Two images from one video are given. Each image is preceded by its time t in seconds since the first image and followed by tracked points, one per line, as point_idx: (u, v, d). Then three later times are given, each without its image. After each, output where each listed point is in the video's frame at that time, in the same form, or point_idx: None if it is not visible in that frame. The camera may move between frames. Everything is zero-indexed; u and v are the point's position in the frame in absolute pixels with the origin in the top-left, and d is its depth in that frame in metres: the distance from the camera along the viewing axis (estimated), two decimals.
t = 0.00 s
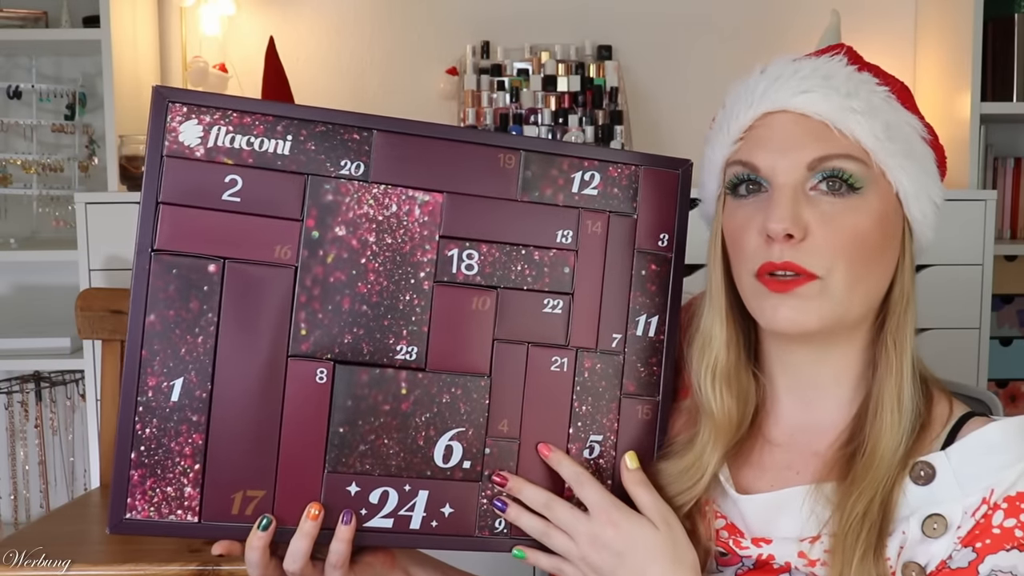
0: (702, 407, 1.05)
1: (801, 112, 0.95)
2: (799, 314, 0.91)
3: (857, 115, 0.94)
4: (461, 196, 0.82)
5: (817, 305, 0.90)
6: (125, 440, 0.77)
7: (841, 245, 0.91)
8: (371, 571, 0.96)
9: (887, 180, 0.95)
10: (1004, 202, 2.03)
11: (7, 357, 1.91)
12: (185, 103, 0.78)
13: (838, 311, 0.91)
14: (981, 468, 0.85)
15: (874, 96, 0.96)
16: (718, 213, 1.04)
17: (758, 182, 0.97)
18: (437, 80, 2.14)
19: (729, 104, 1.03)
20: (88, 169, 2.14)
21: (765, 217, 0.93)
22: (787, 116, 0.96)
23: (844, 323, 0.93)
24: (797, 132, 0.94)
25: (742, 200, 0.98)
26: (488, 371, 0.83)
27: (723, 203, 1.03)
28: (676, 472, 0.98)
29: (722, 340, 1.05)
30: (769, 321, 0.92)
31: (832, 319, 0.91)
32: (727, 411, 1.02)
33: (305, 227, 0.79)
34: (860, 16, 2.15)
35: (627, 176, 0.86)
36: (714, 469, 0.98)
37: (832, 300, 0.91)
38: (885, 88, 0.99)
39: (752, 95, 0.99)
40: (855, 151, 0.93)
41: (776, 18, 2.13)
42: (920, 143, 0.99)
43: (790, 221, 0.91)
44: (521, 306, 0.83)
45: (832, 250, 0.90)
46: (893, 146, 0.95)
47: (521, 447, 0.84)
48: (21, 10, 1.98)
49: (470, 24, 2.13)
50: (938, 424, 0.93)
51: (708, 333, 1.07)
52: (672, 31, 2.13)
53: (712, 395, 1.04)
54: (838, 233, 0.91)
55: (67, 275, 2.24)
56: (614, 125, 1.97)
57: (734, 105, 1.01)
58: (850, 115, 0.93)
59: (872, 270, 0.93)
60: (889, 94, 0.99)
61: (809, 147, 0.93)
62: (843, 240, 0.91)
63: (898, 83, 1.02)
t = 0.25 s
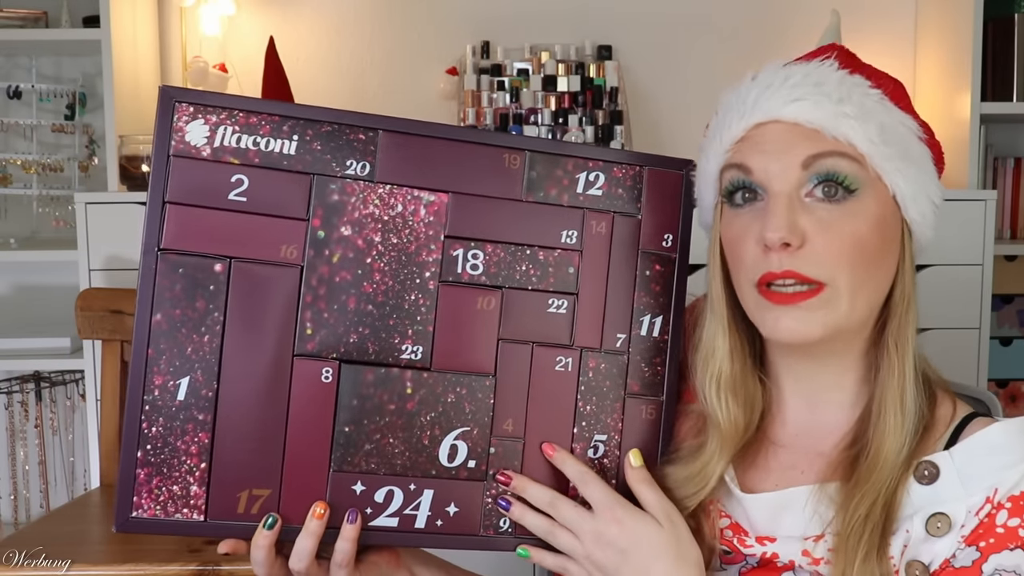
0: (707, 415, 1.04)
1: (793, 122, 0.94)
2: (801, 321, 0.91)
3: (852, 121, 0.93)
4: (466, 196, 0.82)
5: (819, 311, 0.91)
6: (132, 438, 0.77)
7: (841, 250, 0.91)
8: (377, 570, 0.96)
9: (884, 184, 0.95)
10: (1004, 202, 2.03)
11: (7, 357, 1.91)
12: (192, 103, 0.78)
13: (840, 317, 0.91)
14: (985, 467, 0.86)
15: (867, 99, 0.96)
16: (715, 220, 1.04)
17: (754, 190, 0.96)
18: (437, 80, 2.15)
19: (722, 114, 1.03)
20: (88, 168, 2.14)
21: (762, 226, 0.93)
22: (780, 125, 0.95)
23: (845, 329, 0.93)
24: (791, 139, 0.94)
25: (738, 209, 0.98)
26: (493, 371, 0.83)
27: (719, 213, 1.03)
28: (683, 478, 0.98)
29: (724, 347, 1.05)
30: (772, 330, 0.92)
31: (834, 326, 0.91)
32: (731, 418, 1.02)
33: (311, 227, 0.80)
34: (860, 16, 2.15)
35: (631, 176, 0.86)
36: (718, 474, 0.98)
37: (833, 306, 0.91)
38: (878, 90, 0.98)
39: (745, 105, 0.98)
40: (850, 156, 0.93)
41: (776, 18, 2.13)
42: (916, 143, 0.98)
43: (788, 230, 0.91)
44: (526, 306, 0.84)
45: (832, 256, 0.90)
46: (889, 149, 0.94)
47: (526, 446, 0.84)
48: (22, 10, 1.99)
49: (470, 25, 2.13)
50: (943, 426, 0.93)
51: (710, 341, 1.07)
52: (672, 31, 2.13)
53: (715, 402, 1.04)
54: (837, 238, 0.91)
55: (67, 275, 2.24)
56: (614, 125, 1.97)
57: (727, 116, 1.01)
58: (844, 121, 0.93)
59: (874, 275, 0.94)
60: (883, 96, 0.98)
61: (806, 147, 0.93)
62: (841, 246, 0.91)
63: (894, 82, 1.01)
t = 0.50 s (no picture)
0: (704, 414, 1.04)
1: (783, 119, 0.95)
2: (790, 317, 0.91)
3: (841, 116, 0.93)
4: (467, 198, 0.83)
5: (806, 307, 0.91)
6: (133, 439, 0.78)
7: (832, 251, 0.91)
8: (376, 571, 0.96)
9: (876, 181, 0.94)
10: (1004, 202, 2.03)
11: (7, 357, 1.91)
12: (192, 106, 0.78)
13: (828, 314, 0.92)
14: (986, 470, 0.86)
15: (859, 97, 0.95)
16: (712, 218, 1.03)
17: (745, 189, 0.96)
18: (437, 80, 2.15)
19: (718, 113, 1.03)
20: (88, 168, 2.15)
21: (749, 222, 0.93)
22: (770, 123, 0.96)
23: (834, 325, 0.93)
24: (781, 137, 0.94)
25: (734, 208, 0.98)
26: (493, 372, 0.83)
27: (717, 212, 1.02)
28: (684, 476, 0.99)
29: (722, 346, 1.05)
30: (762, 326, 0.93)
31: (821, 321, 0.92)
32: (728, 417, 1.02)
33: (311, 229, 0.80)
34: (861, 16, 2.15)
35: (630, 178, 0.86)
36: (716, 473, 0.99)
37: (819, 301, 0.91)
38: (870, 88, 0.97)
39: (737, 105, 0.99)
40: (839, 151, 0.92)
41: (776, 18, 2.13)
42: (910, 141, 0.97)
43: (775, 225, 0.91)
44: (525, 307, 0.84)
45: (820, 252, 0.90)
46: (880, 145, 0.94)
47: (526, 447, 0.84)
48: (21, 10, 1.99)
49: (470, 25, 2.13)
50: (942, 427, 0.94)
51: (709, 340, 1.06)
52: (672, 31, 2.14)
53: (712, 401, 1.04)
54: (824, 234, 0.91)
55: (67, 275, 2.24)
56: (614, 125, 1.97)
57: (721, 116, 1.02)
58: (832, 118, 0.92)
59: (864, 271, 0.93)
60: (876, 93, 0.98)
61: (797, 144, 0.93)
62: (830, 242, 0.91)
63: (891, 79, 1.00)
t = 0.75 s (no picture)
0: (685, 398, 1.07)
1: (757, 109, 0.98)
2: (746, 302, 0.91)
3: (808, 109, 0.94)
4: (461, 192, 0.83)
5: (770, 297, 0.90)
6: (128, 431, 0.78)
7: (793, 243, 0.89)
8: (371, 563, 0.97)
9: (840, 173, 0.93)
10: (1004, 201, 2.04)
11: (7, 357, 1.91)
12: (187, 101, 0.78)
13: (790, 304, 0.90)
14: (978, 466, 0.86)
15: (837, 93, 0.95)
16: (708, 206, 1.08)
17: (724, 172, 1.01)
18: (437, 81, 2.15)
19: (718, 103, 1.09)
20: (88, 169, 2.15)
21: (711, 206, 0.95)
22: (749, 112, 1.00)
23: (796, 318, 0.92)
24: (753, 127, 0.98)
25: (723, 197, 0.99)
26: (486, 365, 0.83)
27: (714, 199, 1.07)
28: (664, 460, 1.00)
29: (705, 331, 1.08)
30: (724, 310, 0.92)
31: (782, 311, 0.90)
32: (711, 399, 1.05)
33: (305, 223, 0.80)
34: (861, 16, 2.16)
35: (625, 173, 0.86)
36: (701, 456, 1.01)
37: (779, 291, 0.90)
38: (857, 85, 0.97)
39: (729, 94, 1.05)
40: (801, 144, 0.93)
41: (776, 18, 2.14)
42: (894, 143, 0.94)
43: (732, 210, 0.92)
44: (519, 301, 0.84)
45: (779, 241, 0.89)
46: (846, 141, 0.92)
47: (519, 441, 0.85)
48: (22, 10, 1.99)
49: (470, 25, 2.14)
50: (939, 428, 0.93)
51: (692, 326, 1.09)
52: (674, 32, 2.14)
53: (694, 385, 1.06)
54: (790, 224, 0.90)
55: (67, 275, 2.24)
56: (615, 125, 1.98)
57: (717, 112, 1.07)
58: (796, 109, 0.94)
59: (828, 264, 0.91)
60: (863, 91, 0.97)
61: (767, 137, 0.95)
62: (794, 230, 0.90)
63: (889, 78, 0.97)
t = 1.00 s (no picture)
0: (694, 392, 1.06)
1: (749, 112, 0.99)
2: (733, 299, 0.91)
3: (797, 113, 0.94)
4: (458, 191, 0.83)
5: (759, 296, 0.90)
6: (129, 425, 0.78)
7: (784, 245, 0.89)
8: (370, 559, 0.97)
9: (829, 176, 0.93)
10: (1004, 201, 2.04)
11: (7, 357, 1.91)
12: (188, 102, 0.79)
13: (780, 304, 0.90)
14: (977, 467, 0.86)
15: (829, 94, 0.95)
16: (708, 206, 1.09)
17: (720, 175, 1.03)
18: (437, 81, 2.15)
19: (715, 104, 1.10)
20: (88, 169, 2.15)
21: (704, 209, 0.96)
22: (741, 115, 1.00)
23: (789, 319, 0.92)
24: (744, 130, 0.98)
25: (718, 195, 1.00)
26: (483, 362, 0.84)
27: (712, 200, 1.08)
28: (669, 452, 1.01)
29: (714, 329, 1.08)
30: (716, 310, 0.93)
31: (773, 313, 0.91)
32: (721, 396, 1.04)
33: (304, 221, 0.80)
34: (861, 16, 2.16)
35: (621, 172, 0.87)
36: (707, 451, 1.01)
37: (767, 291, 0.90)
38: (850, 86, 0.96)
39: (725, 95, 1.05)
40: (790, 149, 0.93)
41: (776, 18, 2.14)
42: (886, 146, 0.93)
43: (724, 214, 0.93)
44: (516, 298, 0.84)
45: (765, 244, 0.90)
46: (835, 144, 0.92)
47: (517, 437, 0.85)
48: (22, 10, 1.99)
49: (470, 25, 2.14)
50: (941, 429, 0.93)
51: (701, 323, 1.10)
52: (674, 32, 2.14)
53: (704, 380, 1.05)
54: (779, 228, 0.90)
55: (67, 275, 2.24)
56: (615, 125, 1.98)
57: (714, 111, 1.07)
58: (785, 114, 0.94)
59: (821, 263, 0.92)
60: (856, 92, 0.95)
61: (756, 143, 0.95)
62: (782, 234, 0.89)
63: (885, 77, 0.96)
